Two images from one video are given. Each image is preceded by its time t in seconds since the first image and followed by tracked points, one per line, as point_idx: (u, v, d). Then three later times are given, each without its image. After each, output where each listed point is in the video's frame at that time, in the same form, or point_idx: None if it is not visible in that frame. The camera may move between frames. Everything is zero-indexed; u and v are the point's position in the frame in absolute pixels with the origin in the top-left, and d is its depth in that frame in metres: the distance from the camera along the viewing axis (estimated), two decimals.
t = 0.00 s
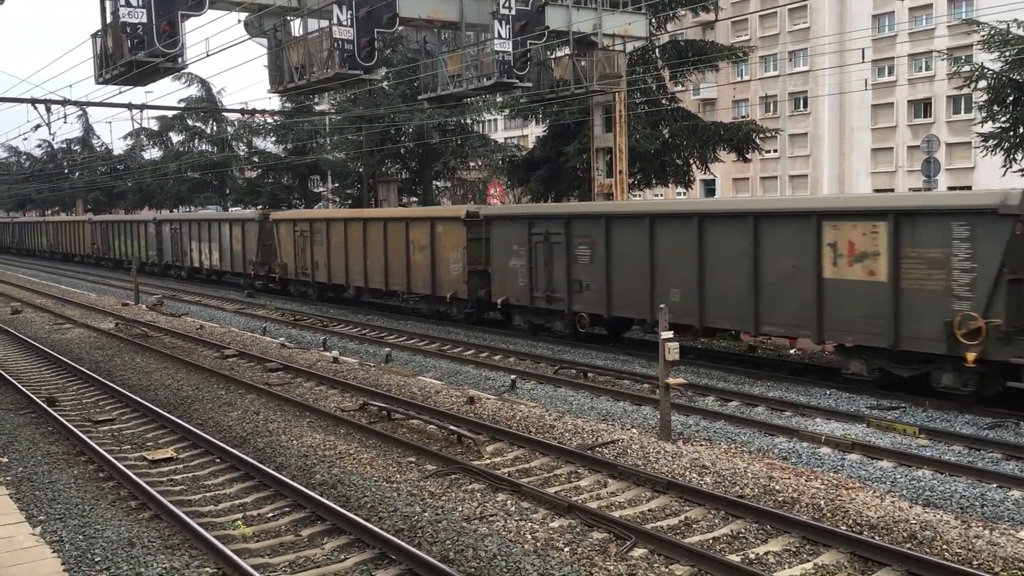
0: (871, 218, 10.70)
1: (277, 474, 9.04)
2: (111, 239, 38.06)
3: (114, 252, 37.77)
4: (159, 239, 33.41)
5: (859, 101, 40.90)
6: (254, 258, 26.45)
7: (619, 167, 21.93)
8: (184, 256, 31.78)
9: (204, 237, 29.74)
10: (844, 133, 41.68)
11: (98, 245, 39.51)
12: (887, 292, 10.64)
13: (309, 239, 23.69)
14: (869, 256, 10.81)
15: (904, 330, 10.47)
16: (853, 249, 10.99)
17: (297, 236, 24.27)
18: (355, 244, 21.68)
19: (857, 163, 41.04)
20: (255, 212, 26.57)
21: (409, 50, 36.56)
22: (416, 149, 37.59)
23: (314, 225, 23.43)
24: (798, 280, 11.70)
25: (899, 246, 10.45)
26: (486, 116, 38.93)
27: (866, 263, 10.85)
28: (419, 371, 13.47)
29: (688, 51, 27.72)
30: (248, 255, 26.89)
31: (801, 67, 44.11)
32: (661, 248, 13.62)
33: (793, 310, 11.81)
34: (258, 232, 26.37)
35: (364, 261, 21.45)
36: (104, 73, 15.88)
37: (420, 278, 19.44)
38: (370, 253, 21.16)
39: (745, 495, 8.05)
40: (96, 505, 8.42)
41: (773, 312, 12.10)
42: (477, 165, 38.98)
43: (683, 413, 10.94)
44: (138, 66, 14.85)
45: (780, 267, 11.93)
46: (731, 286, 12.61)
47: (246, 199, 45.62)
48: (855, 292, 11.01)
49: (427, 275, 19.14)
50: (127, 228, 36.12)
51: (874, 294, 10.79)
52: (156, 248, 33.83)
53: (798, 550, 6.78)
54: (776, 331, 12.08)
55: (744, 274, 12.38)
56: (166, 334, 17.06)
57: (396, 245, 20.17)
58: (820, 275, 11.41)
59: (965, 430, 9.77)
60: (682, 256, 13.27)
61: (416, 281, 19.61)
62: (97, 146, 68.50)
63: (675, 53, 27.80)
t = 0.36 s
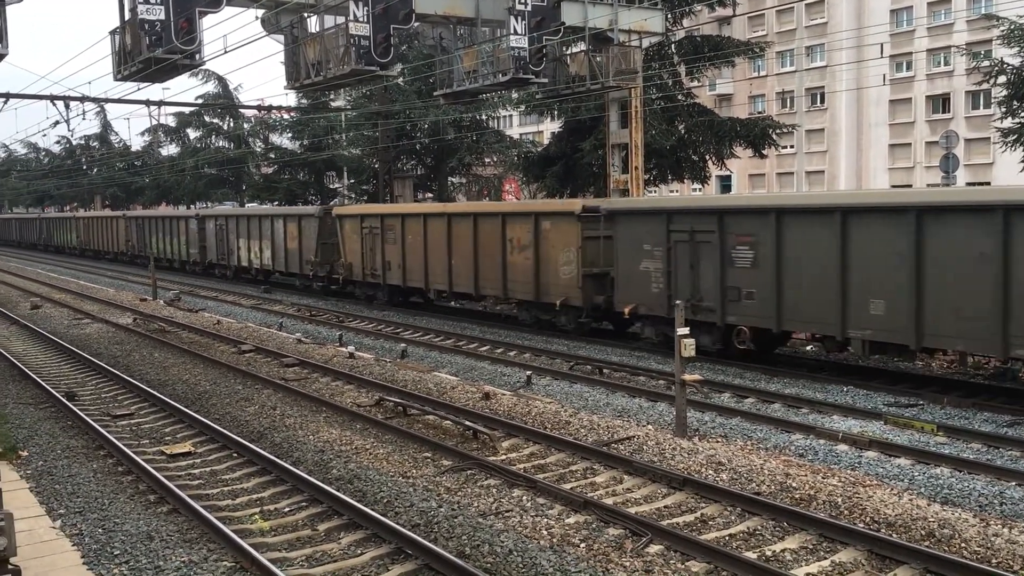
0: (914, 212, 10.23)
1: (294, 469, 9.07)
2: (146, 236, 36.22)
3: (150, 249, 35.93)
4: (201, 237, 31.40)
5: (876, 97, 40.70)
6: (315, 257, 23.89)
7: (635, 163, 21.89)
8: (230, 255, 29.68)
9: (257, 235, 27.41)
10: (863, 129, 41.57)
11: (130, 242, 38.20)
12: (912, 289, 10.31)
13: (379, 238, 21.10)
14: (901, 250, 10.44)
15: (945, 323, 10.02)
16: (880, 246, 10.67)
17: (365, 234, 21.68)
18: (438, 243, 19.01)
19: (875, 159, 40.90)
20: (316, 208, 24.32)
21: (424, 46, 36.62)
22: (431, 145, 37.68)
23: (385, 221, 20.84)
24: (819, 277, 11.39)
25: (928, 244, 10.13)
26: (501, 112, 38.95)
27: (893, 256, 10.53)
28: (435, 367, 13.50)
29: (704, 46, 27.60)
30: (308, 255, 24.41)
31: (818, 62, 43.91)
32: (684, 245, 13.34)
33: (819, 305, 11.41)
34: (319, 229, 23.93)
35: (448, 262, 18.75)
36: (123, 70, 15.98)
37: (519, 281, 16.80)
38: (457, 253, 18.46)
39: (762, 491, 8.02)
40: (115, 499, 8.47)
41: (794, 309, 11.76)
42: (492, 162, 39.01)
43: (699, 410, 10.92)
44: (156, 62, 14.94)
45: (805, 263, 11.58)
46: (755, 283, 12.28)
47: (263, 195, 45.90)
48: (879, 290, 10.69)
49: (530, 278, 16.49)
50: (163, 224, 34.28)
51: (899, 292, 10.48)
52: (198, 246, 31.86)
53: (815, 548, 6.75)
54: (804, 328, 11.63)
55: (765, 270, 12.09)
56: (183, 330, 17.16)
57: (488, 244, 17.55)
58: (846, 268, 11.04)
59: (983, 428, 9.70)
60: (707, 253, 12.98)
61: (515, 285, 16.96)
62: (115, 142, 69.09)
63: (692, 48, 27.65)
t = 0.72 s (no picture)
0: (994, 208, 9.51)
1: (302, 465, 9.09)
2: (178, 232, 34.23)
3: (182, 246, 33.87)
4: (242, 234, 29.28)
5: (886, 93, 40.61)
6: (371, 257, 21.97)
7: (643, 161, 21.87)
8: (270, 255, 27.62)
9: (301, 234, 25.52)
10: (872, 126, 41.44)
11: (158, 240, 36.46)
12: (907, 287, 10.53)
13: (450, 237, 19.19)
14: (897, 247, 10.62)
15: (977, 325, 9.78)
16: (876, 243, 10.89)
17: (434, 233, 19.74)
18: (525, 243, 16.97)
19: (884, 157, 40.78)
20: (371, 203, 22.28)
21: (432, 43, 36.63)
22: (439, 142, 37.70)
23: (458, 219, 18.92)
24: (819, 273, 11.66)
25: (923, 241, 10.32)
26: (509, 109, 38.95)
27: (975, 257, 9.78)
28: (442, 363, 13.51)
29: (713, 44, 27.53)
30: (362, 255, 22.46)
31: (827, 60, 43.76)
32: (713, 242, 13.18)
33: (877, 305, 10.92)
34: (373, 228, 22.00)
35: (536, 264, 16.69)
36: (132, 67, 16.02)
37: (627, 286, 14.68)
38: (549, 254, 16.38)
39: (770, 489, 8.01)
40: (125, 494, 8.50)
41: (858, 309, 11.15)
42: (500, 159, 39.01)
43: (707, 408, 10.91)
44: (165, 60, 14.97)
45: (878, 263, 10.91)
46: (822, 281, 11.60)
47: (271, 191, 46.02)
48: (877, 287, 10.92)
49: (641, 284, 14.37)
50: (198, 219, 32.22)
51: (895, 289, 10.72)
52: (237, 243, 29.76)
53: (823, 546, 6.73)
54: (872, 332, 11.00)
55: (829, 269, 11.47)
56: (192, 326, 17.22)
57: (587, 245, 15.47)
58: (880, 266, 10.87)
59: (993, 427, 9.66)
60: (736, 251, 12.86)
61: (620, 290, 14.88)
62: (125, 139, 69.38)
63: (700, 45, 27.59)
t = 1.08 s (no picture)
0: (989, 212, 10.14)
1: (306, 464, 9.10)
2: (208, 233, 31.92)
3: (212, 248, 31.55)
4: (281, 235, 26.84)
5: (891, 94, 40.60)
6: (441, 263, 19.41)
7: (647, 160, 21.87)
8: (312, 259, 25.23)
9: (350, 236, 23.05)
10: (876, 126, 41.43)
11: (184, 242, 34.29)
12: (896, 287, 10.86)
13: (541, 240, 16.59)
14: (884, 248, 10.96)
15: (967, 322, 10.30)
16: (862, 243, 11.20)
17: (519, 235, 17.16)
18: (642, 249, 14.46)
19: (889, 158, 40.76)
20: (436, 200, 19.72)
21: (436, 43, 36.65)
22: (443, 142, 37.72)
23: (550, 221, 16.37)
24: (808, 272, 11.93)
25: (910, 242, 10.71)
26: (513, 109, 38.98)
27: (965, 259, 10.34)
28: (445, 363, 13.52)
29: (717, 44, 27.51)
30: (428, 260, 19.96)
31: (831, 60, 43.73)
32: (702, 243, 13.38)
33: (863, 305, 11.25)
34: (441, 229, 19.44)
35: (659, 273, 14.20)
36: (136, 65, 16.05)
37: (786, 301, 12.23)
38: (677, 261, 13.88)
39: (774, 490, 7.99)
40: (128, 493, 8.50)
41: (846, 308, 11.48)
42: (503, 159, 39.05)
43: (710, 408, 10.90)
44: (170, 59, 15.01)
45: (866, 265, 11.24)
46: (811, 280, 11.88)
47: (275, 191, 46.12)
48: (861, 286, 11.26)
49: (807, 299, 11.94)
50: (231, 219, 29.83)
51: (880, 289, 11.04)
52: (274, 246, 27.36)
53: (827, 547, 6.72)
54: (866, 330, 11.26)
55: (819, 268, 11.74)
56: (196, 325, 17.22)
57: (730, 252, 12.99)
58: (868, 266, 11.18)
59: (996, 428, 9.65)
60: (726, 251, 13.07)
61: (773, 305, 12.47)
62: (129, 138, 69.54)
63: (704, 46, 27.55)
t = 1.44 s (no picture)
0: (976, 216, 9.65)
1: (306, 465, 9.10)
2: (240, 235, 29.73)
3: (245, 252, 29.34)
4: (326, 238, 24.47)
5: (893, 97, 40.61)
6: (529, 273, 16.84)
7: (649, 164, 21.88)
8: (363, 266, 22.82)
9: (410, 240, 20.58)
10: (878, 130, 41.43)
11: (211, 245, 32.27)
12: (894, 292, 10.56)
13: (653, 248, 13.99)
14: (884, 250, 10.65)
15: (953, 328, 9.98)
16: (864, 245, 10.87)
17: (585, 242, 15.40)
18: (748, 257, 12.40)
19: (891, 161, 40.80)
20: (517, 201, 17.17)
21: (439, 45, 36.69)
22: (445, 144, 37.74)
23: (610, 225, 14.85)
24: (807, 277, 11.62)
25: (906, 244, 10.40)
26: (515, 112, 38.99)
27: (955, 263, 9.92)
28: (447, 365, 13.52)
29: (720, 48, 27.53)
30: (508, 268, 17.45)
31: (833, 63, 43.75)
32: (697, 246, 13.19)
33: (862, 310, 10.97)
34: (527, 233, 16.83)
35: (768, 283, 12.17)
36: (139, 67, 16.05)
37: (934, 317, 10.16)
38: (794, 270, 11.80)
39: (775, 494, 7.99)
40: (129, 494, 8.50)
41: (845, 314, 11.18)
42: (506, 161, 39.10)
43: (712, 412, 10.90)
44: (173, 61, 14.99)
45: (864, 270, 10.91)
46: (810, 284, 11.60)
47: (277, 192, 46.26)
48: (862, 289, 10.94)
49: (881, 310, 10.74)
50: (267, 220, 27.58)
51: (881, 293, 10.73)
52: (316, 250, 25.11)
53: (828, 551, 6.71)
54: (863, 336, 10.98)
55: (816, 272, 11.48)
56: (198, 326, 17.23)
57: (865, 259, 10.88)
58: (868, 270, 10.86)
59: (998, 432, 9.64)
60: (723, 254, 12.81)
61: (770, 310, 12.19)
62: (132, 139, 69.65)
63: (707, 49, 27.61)
